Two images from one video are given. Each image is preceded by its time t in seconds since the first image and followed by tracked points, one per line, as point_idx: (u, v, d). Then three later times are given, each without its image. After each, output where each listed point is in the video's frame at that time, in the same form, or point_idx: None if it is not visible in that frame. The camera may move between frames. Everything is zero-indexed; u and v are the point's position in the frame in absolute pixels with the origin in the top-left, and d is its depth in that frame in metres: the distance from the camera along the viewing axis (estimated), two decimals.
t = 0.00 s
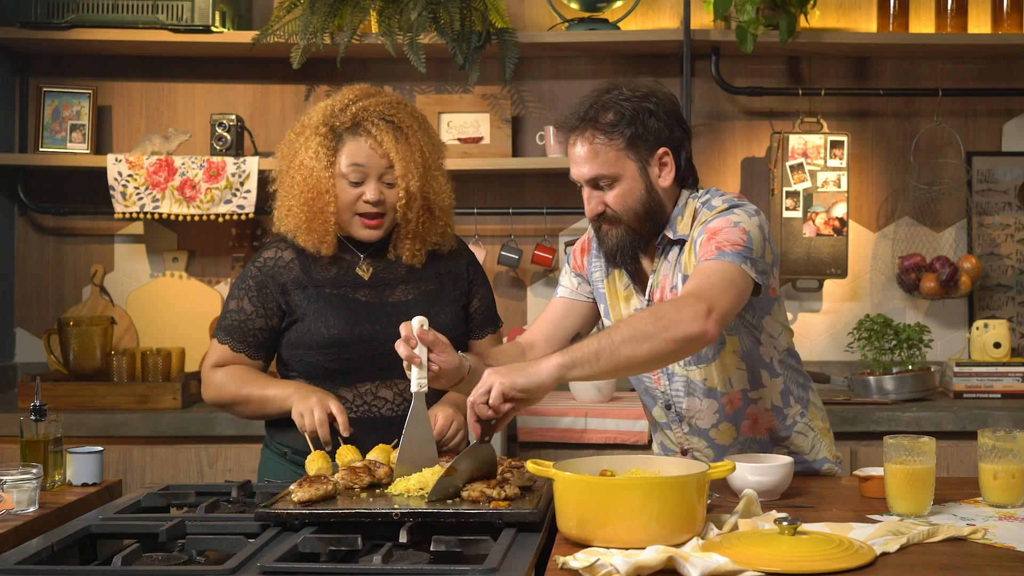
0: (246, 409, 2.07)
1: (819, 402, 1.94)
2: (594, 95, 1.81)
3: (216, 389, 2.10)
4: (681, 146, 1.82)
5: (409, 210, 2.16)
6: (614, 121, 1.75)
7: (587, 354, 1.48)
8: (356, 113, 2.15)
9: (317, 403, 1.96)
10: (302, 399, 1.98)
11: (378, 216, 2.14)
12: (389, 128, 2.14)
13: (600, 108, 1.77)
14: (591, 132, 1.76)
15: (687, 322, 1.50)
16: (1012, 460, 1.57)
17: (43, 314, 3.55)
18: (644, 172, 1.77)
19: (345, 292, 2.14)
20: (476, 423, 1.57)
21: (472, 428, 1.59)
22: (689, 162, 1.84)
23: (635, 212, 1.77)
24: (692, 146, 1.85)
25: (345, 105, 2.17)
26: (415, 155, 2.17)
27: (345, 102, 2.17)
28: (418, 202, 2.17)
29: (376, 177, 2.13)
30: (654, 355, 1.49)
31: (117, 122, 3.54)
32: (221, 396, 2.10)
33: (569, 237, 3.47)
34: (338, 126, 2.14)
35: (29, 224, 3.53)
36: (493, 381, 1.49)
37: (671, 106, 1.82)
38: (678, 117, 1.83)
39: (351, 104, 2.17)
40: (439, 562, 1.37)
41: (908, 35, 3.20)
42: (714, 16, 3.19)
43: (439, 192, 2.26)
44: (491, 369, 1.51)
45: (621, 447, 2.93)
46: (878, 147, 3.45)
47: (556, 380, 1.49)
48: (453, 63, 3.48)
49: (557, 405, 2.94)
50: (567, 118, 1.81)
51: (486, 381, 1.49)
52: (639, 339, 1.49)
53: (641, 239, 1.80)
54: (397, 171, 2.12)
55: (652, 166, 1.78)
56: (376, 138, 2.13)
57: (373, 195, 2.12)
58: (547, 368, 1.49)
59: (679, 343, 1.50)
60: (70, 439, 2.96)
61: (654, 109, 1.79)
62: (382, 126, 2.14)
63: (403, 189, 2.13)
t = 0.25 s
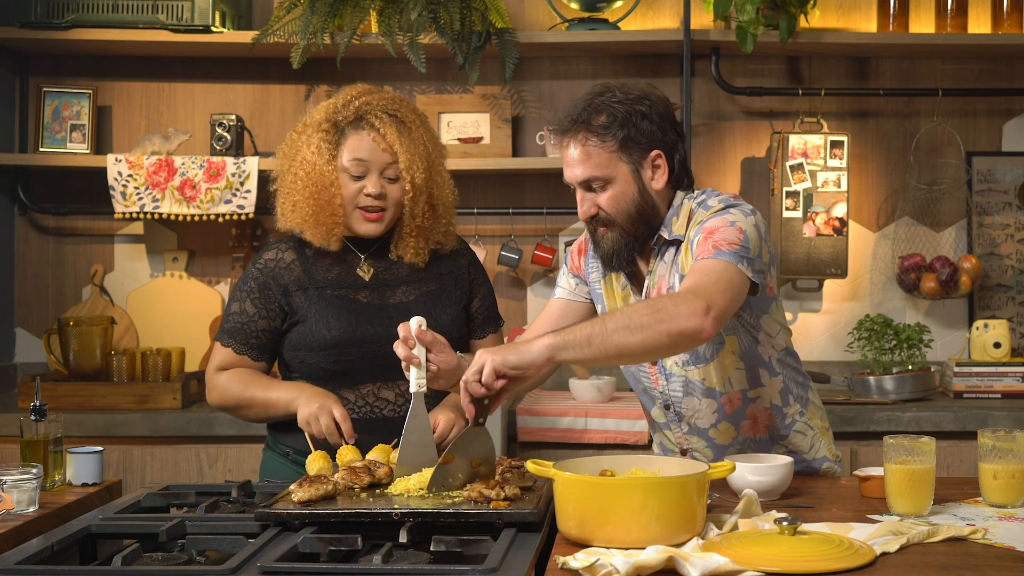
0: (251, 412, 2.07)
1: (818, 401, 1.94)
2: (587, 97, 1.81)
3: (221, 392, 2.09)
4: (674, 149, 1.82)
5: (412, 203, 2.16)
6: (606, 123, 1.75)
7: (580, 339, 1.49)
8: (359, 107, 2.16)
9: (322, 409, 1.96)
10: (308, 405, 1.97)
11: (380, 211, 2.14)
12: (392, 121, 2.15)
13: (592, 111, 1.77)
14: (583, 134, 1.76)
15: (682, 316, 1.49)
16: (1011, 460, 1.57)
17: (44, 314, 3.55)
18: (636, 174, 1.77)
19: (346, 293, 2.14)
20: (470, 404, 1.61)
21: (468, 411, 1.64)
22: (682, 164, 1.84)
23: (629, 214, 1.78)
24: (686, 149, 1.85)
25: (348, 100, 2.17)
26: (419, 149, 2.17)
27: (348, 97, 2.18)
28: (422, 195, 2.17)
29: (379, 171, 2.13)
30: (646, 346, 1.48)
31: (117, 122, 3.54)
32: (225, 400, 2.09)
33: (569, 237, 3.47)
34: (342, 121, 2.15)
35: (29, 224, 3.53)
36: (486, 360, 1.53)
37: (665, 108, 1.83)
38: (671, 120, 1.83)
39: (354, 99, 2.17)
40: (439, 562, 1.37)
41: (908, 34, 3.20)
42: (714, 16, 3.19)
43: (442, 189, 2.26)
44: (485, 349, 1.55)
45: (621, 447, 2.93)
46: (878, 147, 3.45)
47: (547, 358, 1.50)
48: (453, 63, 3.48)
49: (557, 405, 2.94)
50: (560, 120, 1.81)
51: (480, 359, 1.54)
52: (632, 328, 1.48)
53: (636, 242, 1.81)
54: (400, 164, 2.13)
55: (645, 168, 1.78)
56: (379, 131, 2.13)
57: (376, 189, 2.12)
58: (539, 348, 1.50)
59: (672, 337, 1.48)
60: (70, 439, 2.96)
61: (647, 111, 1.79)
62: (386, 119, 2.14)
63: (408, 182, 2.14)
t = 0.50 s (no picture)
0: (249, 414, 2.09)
1: (818, 400, 1.94)
2: (589, 95, 1.82)
3: (221, 392, 2.10)
4: (673, 150, 1.82)
5: (407, 211, 2.15)
6: (606, 120, 1.75)
7: (575, 329, 1.49)
8: (361, 110, 2.16)
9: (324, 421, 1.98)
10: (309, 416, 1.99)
11: (375, 215, 2.14)
12: (392, 126, 2.15)
13: (593, 108, 1.78)
14: (583, 131, 1.76)
15: (681, 308, 1.48)
16: (1011, 460, 1.57)
17: (44, 314, 3.55)
18: (634, 173, 1.77)
19: (348, 294, 2.14)
20: (477, 399, 1.61)
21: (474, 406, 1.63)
22: (681, 164, 1.84)
23: (625, 213, 1.78)
24: (685, 150, 1.85)
25: (353, 101, 2.18)
26: (416, 156, 2.16)
27: (353, 98, 2.18)
28: (417, 203, 2.16)
29: (376, 176, 2.13)
30: (642, 338, 1.47)
31: (117, 122, 3.54)
32: (225, 400, 2.10)
33: (569, 237, 3.47)
34: (344, 122, 2.15)
35: (29, 224, 3.53)
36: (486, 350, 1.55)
37: (665, 109, 1.84)
38: (670, 121, 1.83)
39: (359, 100, 2.18)
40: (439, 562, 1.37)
41: (909, 34, 3.20)
42: (714, 16, 3.19)
43: (440, 195, 2.24)
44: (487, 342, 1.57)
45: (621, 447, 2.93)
46: (878, 147, 3.45)
47: (544, 346, 1.51)
48: (453, 62, 3.48)
49: (557, 405, 2.94)
50: (561, 117, 1.82)
51: (480, 350, 1.55)
52: (629, 320, 1.48)
53: (632, 241, 1.81)
54: (396, 172, 2.12)
55: (643, 167, 1.78)
56: (378, 137, 2.13)
57: (370, 194, 2.12)
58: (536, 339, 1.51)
59: (669, 331, 1.47)
60: (70, 439, 2.96)
61: (647, 111, 1.79)
62: (385, 123, 2.14)
63: (402, 191, 2.13)
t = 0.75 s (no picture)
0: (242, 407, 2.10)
1: (818, 400, 1.94)
2: (579, 103, 1.81)
3: (214, 386, 2.12)
4: (666, 152, 1.81)
5: (416, 217, 2.16)
6: (597, 128, 1.75)
7: (594, 346, 1.45)
8: (362, 119, 2.15)
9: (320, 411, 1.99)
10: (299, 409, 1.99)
11: (382, 221, 2.14)
12: (394, 135, 2.14)
13: (584, 116, 1.77)
14: (575, 141, 1.76)
15: (697, 313, 1.47)
16: (1012, 460, 1.57)
17: (44, 314, 3.55)
18: (628, 178, 1.77)
19: (348, 291, 2.14)
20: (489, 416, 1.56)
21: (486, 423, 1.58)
22: (676, 164, 1.83)
23: (623, 218, 1.78)
24: (679, 150, 1.84)
25: (351, 108, 2.17)
26: (421, 162, 2.16)
27: (351, 105, 2.17)
28: (425, 209, 2.16)
29: (381, 184, 2.14)
30: (664, 347, 1.46)
31: (117, 122, 3.54)
32: (219, 395, 2.12)
33: (569, 237, 3.48)
34: (345, 131, 2.15)
35: (29, 224, 3.53)
36: (503, 369, 1.49)
37: (658, 111, 1.82)
38: (663, 122, 1.82)
39: (358, 108, 2.17)
40: (439, 562, 1.37)
41: (909, 34, 3.20)
42: (715, 16, 3.19)
43: (445, 196, 2.24)
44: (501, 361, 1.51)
45: (621, 447, 2.93)
46: (878, 147, 3.45)
47: (564, 368, 1.46)
48: (453, 63, 3.48)
49: (557, 405, 2.94)
50: (552, 127, 1.81)
51: (496, 370, 1.49)
52: (647, 331, 1.46)
53: (629, 245, 1.81)
54: (403, 180, 2.12)
55: (637, 171, 1.78)
56: (381, 145, 2.12)
57: (379, 202, 2.12)
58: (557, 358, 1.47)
59: (689, 336, 1.46)
60: (70, 440, 2.96)
61: (638, 115, 1.79)
62: (388, 133, 2.13)
63: (409, 197, 2.13)
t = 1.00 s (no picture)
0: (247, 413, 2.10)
1: (819, 401, 1.94)
2: (579, 104, 1.82)
3: (219, 391, 2.11)
4: (666, 152, 1.81)
5: (417, 208, 2.16)
6: (596, 128, 1.76)
7: (615, 372, 1.49)
8: (363, 111, 2.15)
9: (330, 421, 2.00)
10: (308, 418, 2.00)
11: (383, 215, 2.16)
12: (395, 126, 2.15)
13: (583, 116, 1.78)
14: (575, 140, 1.77)
15: (711, 328, 1.50)
16: (1012, 460, 1.57)
17: (44, 314, 3.55)
18: (627, 178, 1.77)
19: (349, 285, 2.14)
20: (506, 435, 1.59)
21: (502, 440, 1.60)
22: (676, 166, 1.83)
23: (620, 217, 1.78)
24: (678, 151, 1.84)
25: (353, 102, 2.17)
26: (422, 154, 2.17)
27: (354, 99, 2.17)
28: (426, 200, 2.17)
29: (382, 176, 2.14)
30: (682, 365, 1.49)
31: (117, 122, 3.54)
32: (223, 400, 2.11)
33: (569, 237, 3.48)
34: (346, 124, 2.15)
35: (29, 224, 3.53)
36: (524, 396, 1.50)
37: (656, 113, 1.83)
38: (662, 123, 1.82)
39: (360, 101, 2.17)
40: (439, 562, 1.37)
41: (909, 34, 3.20)
42: (715, 16, 3.19)
43: (445, 190, 2.25)
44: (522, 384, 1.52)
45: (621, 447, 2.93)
46: (878, 147, 3.45)
47: (588, 398, 1.49)
48: (453, 62, 3.48)
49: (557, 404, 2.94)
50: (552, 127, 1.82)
51: (520, 397, 1.50)
52: (665, 351, 1.49)
53: (625, 245, 1.81)
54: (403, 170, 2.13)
55: (636, 171, 1.78)
56: (382, 137, 2.13)
57: (379, 194, 2.13)
58: (577, 386, 1.50)
59: (707, 350, 1.50)
60: (70, 439, 2.96)
61: (637, 115, 1.79)
62: (390, 124, 2.14)
63: (410, 187, 2.14)
